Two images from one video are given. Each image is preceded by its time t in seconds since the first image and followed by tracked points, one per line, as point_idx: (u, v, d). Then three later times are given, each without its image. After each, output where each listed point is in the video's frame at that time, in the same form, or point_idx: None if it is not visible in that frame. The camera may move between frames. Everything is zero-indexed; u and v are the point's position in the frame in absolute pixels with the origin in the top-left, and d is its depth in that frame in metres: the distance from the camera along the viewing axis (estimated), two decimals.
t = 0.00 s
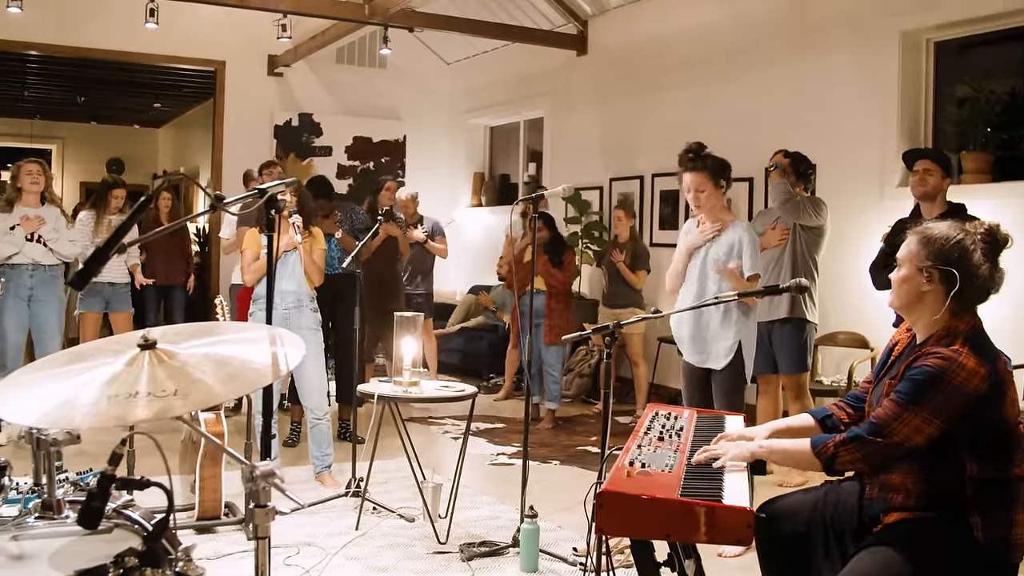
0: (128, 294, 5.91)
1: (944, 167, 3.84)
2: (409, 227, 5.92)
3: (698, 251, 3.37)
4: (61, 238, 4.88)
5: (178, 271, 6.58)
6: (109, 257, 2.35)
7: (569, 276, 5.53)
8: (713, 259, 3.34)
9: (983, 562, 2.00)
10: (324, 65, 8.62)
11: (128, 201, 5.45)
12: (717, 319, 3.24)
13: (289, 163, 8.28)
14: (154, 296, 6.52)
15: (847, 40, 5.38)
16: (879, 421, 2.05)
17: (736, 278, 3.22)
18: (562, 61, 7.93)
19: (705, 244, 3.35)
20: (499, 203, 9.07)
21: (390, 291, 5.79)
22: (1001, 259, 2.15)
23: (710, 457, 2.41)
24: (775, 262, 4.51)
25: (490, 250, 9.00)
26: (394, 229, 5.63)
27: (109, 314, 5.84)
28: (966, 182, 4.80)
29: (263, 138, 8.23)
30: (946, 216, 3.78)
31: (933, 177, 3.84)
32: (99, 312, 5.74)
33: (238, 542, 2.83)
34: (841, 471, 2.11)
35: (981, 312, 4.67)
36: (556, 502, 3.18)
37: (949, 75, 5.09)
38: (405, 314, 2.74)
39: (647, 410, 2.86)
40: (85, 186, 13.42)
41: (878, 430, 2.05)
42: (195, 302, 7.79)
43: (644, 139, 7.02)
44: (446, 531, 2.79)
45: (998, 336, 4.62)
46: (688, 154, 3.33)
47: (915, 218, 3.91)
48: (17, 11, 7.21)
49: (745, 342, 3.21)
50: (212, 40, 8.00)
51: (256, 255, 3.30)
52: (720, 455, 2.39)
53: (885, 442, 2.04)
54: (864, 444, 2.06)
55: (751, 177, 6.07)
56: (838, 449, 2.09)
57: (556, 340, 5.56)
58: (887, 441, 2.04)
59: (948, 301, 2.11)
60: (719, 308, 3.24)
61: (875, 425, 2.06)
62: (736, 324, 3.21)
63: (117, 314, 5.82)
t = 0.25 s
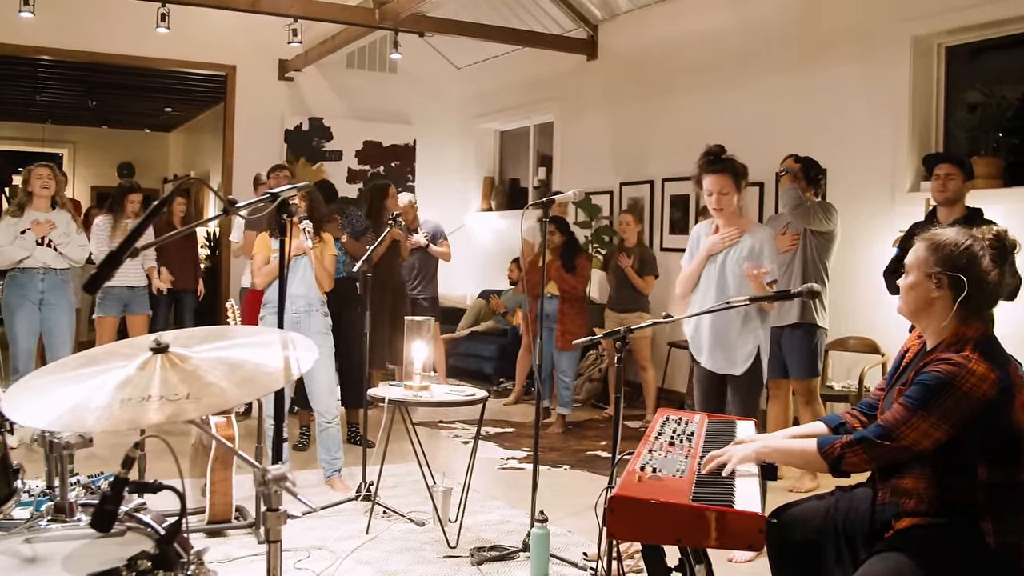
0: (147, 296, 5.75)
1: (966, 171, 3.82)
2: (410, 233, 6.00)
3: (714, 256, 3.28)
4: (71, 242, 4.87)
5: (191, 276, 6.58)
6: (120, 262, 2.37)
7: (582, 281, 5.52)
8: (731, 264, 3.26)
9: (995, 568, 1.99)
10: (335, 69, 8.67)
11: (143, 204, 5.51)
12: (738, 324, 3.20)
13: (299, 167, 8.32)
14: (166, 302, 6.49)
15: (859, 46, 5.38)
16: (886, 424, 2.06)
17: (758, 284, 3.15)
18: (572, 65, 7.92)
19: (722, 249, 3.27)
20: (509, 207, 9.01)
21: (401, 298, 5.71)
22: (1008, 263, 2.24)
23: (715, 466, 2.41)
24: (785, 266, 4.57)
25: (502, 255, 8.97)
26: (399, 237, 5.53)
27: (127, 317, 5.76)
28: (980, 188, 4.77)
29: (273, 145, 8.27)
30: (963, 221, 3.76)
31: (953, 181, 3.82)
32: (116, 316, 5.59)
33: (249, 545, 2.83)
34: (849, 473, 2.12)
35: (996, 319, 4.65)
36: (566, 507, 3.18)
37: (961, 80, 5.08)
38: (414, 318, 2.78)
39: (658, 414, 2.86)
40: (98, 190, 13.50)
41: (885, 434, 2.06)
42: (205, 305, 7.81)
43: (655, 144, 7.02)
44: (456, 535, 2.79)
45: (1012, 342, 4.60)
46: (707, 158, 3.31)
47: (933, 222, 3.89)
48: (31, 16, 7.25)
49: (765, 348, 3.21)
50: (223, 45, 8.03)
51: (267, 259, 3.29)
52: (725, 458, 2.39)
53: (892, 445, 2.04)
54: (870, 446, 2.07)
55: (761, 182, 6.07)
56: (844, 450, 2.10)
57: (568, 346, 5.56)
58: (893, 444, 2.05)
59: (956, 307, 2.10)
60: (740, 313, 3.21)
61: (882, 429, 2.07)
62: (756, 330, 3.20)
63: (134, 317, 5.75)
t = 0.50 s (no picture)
0: (176, 299, 5.74)
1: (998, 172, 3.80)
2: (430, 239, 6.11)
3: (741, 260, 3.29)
4: (97, 245, 4.88)
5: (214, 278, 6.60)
6: (146, 265, 2.40)
7: (605, 285, 5.52)
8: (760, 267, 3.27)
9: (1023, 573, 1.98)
10: (356, 73, 8.66)
11: (173, 209, 5.48)
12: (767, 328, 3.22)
13: (319, 170, 8.34)
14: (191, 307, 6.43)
15: (881, 47, 5.35)
16: (913, 423, 2.05)
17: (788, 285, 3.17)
18: (593, 68, 7.94)
19: (749, 253, 3.28)
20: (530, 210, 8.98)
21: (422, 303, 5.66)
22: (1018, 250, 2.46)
23: (741, 470, 2.39)
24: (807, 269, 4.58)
25: (523, 257, 8.95)
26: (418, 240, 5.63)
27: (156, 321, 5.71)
28: (1008, 190, 4.68)
29: (295, 148, 8.30)
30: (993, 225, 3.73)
31: (985, 182, 3.80)
32: (146, 319, 5.61)
33: (273, 547, 2.84)
34: (875, 474, 2.09)
35: None
36: (588, 510, 3.18)
37: (985, 81, 5.04)
38: (436, 320, 2.74)
39: (680, 418, 2.86)
40: (123, 195, 13.51)
41: (911, 433, 2.05)
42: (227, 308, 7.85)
43: (675, 146, 7.02)
44: (479, 538, 2.80)
45: None
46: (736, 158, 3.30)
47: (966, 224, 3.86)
48: (55, 21, 7.30)
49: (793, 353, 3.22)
50: (245, 49, 8.07)
51: (288, 263, 3.33)
52: (751, 463, 2.36)
53: (918, 444, 2.03)
54: (897, 446, 2.05)
55: (783, 184, 6.06)
56: (870, 451, 2.07)
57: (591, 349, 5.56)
58: (920, 442, 2.03)
59: (993, 307, 2.09)
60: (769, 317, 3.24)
61: (909, 427, 2.06)
62: (785, 334, 3.22)
63: (163, 320, 5.69)
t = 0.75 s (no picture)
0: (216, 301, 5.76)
1: None
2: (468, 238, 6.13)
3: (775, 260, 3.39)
4: (134, 248, 4.90)
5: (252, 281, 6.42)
6: (181, 267, 2.42)
7: (637, 286, 5.54)
8: (794, 268, 3.39)
9: None
10: (387, 75, 8.64)
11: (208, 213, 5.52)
12: (802, 330, 3.35)
13: (352, 174, 8.33)
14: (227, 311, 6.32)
15: (915, 45, 5.31)
16: (953, 425, 2.04)
17: (821, 287, 3.31)
18: (623, 68, 7.95)
19: (784, 253, 3.38)
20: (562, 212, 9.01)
21: (451, 302, 5.74)
22: None
23: (781, 474, 2.35)
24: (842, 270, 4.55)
25: (555, 257, 8.99)
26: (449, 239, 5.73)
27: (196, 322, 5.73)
28: None
29: (326, 150, 8.27)
30: None
31: (1021, 180, 3.77)
32: (186, 322, 5.64)
33: (307, 548, 2.85)
34: (919, 478, 2.08)
35: None
36: (621, 512, 3.17)
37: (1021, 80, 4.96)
38: (468, 323, 2.75)
39: (713, 419, 2.86)
40: (157, 198, 13.16)
41: (952, 434, 2.03)
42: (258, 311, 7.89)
43: (708, 148, 6.98)
44: (511, 540, 2.79)
45: None
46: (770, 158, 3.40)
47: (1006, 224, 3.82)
48: (89, 27, 7.27)
49: (828, 354, 3.33)
50: (278, 54, 8.04)
51: (322, 267, 3.33)
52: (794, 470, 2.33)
53: (960, 445, 2.01)
54: (938, 450, 2.03)
55: (817, 184, 6.03)
56: (913, 456, 2.06)
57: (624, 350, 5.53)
58: (961, 444, 2.01)
59: None
60: (804, 318, 3.36)
61: (950, 430, 2.04)
62: (819, 336, 3.34)
63: (203, 322, 5.71)
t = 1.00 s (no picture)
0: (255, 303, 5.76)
1: None
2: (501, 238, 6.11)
3: (812, 257, 3.46)
4: (176, 251, 4.95)
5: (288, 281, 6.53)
6: (220, 269, 2.39)
7: (674, 286, 5.52)
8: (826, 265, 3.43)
9: None
10: (422, 77, 8.51)
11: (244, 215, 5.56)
12: (834, 328, 3.41)
13: (388, 175, 8.24)
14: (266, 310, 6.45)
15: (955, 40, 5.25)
16: (995, 408, 2.08)
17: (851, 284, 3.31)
18: (658, 68, 7.92)
19: (820, 249, 3.45)
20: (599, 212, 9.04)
21: (489, 300, 5.76)
22: None
23: (822, 472, 2.35)
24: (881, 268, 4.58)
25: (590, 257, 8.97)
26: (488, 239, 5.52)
27: (235, 325, 5.71)
28: None
29: (363, 152, 8.24)
30: None
31: None
32: (225, 324, 5.63)
33: (346, 549, 2.86)
34: (958, 463, 2.11)
35: None
36: (661, 512, 3.15)
37: None
38: (507, 324, 2.76)
39: (753, 419, 2.85)
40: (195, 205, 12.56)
41: (993, 417, 2.08)
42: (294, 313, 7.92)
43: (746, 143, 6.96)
44: (550, 541, 2.79)
45: None
46: (805, 154, 3.40)
47: None
48: (127, 33, 7.35)
49: (862, 352, 3.34)
50: (311, 58, 8.03)
51: (358, 267, 3.34)
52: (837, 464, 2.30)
53: (1001, 427, 2.06)
54: (979, 432, 2.08)
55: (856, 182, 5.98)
56: (952, 439, 2.10)
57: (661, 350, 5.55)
58: (1002, 426, 2.06)
59: None
60: (836, 317, 3.42)
61: (991, 413, 2.09)
62: (852, 334, 3.36)
63: (243, 324, 5.70)
